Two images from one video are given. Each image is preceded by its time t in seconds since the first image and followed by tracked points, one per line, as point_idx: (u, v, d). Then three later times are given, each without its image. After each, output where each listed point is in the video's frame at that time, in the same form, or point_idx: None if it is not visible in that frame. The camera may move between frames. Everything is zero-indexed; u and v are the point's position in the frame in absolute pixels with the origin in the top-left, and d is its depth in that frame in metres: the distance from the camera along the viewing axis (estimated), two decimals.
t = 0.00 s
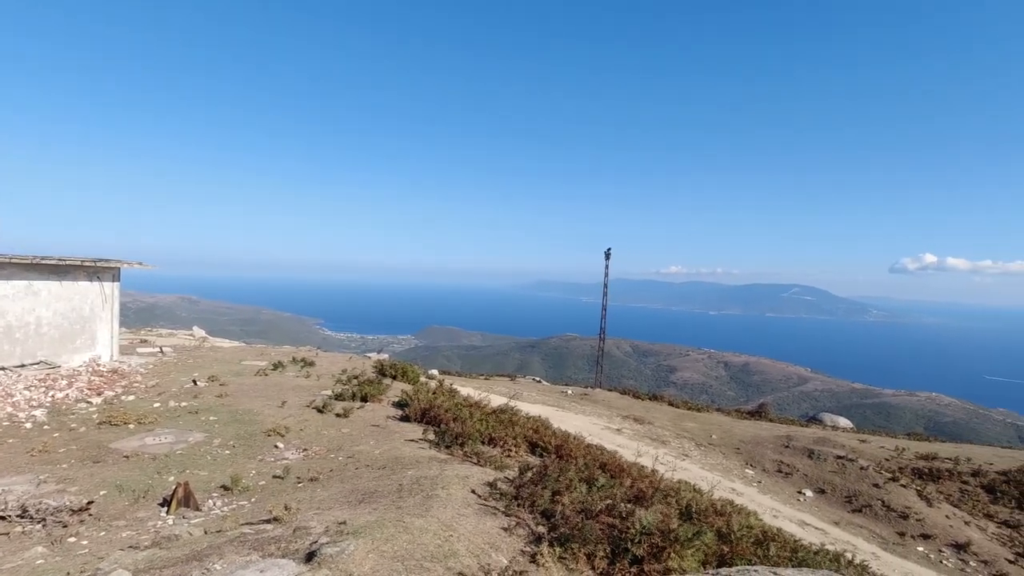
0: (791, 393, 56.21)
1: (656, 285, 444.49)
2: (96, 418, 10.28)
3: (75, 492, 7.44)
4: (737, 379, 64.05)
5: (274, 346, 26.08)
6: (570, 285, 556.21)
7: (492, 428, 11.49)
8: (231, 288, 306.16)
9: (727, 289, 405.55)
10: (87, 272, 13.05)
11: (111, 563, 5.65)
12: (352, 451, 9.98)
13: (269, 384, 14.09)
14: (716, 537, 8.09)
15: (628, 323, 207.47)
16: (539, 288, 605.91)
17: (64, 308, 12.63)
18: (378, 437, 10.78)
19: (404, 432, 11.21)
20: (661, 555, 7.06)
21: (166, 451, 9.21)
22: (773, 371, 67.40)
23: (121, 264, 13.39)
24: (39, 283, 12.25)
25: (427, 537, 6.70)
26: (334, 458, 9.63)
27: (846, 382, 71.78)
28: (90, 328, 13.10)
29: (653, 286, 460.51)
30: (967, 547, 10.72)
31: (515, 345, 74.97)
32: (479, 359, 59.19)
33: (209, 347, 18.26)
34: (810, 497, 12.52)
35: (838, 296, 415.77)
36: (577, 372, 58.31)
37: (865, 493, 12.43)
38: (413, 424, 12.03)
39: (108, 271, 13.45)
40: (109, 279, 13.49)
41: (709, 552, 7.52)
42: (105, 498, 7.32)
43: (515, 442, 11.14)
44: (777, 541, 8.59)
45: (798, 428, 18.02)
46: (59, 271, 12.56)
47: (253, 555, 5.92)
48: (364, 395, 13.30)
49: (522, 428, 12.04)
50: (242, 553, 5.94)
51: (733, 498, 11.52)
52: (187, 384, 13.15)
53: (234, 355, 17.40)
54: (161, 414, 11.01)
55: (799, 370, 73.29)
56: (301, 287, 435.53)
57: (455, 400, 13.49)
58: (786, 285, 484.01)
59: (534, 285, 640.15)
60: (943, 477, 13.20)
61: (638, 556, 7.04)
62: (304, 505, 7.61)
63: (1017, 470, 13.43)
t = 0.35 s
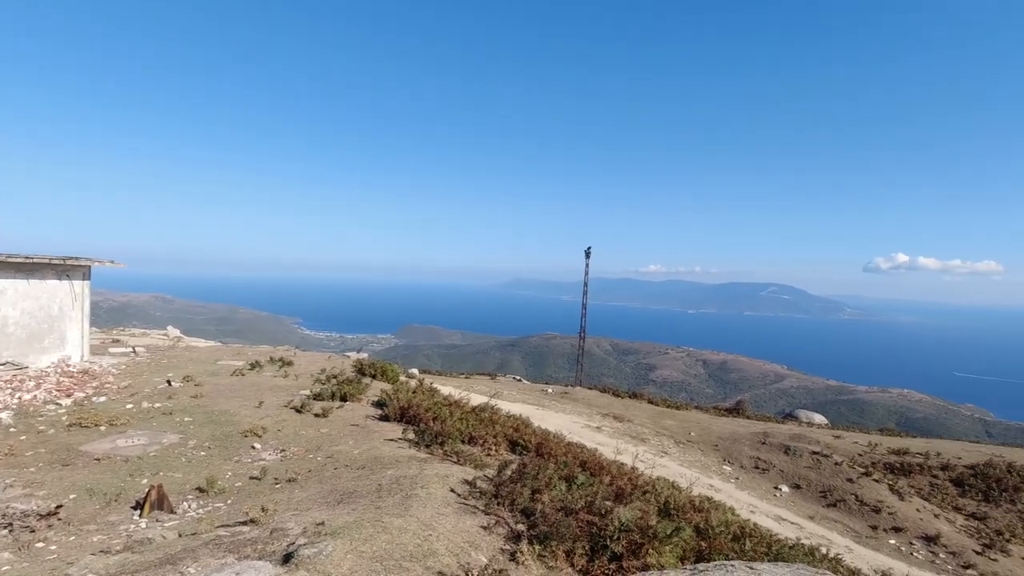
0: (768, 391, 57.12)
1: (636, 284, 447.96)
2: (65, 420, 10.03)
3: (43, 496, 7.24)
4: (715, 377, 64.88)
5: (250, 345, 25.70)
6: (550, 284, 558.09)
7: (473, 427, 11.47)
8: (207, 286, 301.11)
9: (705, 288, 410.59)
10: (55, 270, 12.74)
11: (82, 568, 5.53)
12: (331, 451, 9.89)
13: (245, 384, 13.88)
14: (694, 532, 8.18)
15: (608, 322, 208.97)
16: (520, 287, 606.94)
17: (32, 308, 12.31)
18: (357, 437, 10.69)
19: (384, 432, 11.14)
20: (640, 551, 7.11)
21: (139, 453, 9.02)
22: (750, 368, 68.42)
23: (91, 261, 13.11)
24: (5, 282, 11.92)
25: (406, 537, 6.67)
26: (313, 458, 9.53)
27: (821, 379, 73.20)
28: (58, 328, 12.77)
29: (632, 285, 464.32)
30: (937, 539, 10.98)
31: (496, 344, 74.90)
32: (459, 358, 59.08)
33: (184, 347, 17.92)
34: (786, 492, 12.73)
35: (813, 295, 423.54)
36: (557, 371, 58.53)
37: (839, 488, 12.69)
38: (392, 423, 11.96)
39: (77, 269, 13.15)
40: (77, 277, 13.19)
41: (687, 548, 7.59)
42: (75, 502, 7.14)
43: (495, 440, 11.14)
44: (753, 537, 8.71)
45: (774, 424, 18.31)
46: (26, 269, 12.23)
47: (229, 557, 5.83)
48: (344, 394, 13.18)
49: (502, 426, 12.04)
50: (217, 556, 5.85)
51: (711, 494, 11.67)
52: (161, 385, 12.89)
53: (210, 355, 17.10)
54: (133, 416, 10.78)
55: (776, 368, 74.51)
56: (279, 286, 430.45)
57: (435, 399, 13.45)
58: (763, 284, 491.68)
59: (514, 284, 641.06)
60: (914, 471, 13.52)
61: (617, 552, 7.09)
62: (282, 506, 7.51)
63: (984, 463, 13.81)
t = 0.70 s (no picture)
0: (740, 387, 58.19)
1: (612, 281, 451.73)
2: (25, 423, 9.70)
3: (2, 501, 7.01)
4: (688, 374, 65.89)
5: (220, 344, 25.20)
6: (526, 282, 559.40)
7: (447, 425, 11.44)
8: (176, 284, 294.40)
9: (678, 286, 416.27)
10: (14, 268, 12.33)
11: None
12: (304, 451, 9.75)
13: (215, 384, 13.60)
14: (666, 527, 8.29)
15: (583, 320, 210.42)
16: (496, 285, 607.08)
17: None
18: (331, 436, 10.57)
19: (358, 431, 11.04)
20: (613, 546, 7.19)
21: (103, 456, 8.78)
22: (722, 365, 69.61)
23: (51, 258, 12.73)
24: None
25: (379, 537, 6.61)
26: (285, 459, 9.39)
27: (790, 376, 74.87)
28: (17, 328, 12.35)
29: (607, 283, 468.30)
30: (900, 529, 11.32)
31: (471, 342, 74.81)
32: (435, 356, 58.81)
33: (150, 347, 17.47)
34: (757, 487, 12.97)
35: (783, 293, 432.61)
36: (532, 369, 58.74)
37: (807, 481, 12.98)
38: (366, 422, 11.86)
39: (36, 266, 12.74)
40: (36, 275, 12.79)
41: (659, 542, 7.69)
42: (35, 507, 6.92)
43: (470, 439, 11.13)
44: (724, 530, 8.86)
45: (745, 420, 18.64)
46: None
47: (197, 560, 5.71)
48: (317, 394, 13.02)
49: (477, 424, 12.03)
50: (185, 559, 5.72)
51: (684, 489, 11.84)
52: (127, 386, 12.57)
53: (178, 354, 16.72)
54: (97, 418, 10.48)
55: (747, 365, 76.00)
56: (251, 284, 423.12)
57: (410, 398, 13.36)
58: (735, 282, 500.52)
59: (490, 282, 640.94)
60: (879, 464, 13.91)
61: (591, 547, 7.16)
62: (253, 507, 7.39)
63: (943, 456, 14.29)
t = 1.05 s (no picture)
0: (710, 383, 59.27)
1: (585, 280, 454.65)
2: None
3: None
4: (659, 371, 66.86)
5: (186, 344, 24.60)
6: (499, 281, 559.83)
7: (420, 425, 11.36)
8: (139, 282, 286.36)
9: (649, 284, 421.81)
10: None
11: None
12: (273, 452, 9.58)
13: (181, 385, 13.27)
14: (637, 523, 8.38)
15: (556, 318, 211.63)
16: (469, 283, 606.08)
17: None
18: (301, 437, 10.41)
19: (329, 432, 10.89)
20: (585, 543, 7.24)
21: (62, 461, 8.48)
22: (692, 362, 70.69)
23: (5, 256, 12.23)
24: None
25: (351, 538, 6.53)
26: (254, 461, 9.21)
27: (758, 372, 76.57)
28: None
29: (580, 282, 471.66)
30: (863, 521, 11.65)
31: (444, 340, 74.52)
32: (408, 355, 58.41)
33: (112, 347, 16.96)
34: (726, 482, 13.21)
35: (752, 291, 441.61)
36: (505, 367, 58.82)
37: (775, 475, 13.26)
38: (337, 422, 11.72)
39: None
40: None
41: (630, 537, 7.77)
42: None
43: (443, 438, 11.09)
44: (694, 525, 9.00)
45: (715, 416, 18.96)
46: None
47: (161, 566, 5.55)
48: (286, 394, 12.82)
49: (450, 423, 11.98)
50: (148, 565, 5.56)
51: (655, 485, 11.98)
52: (87, 388, 12.17)
53: (141, 355, 16.26)
54: (55, 421, 10.13)
55: (716, 361, 77.48)
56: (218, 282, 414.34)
57: (382, 397, 13.24)
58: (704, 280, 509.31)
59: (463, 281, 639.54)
60: (843, 457, 14.29)
61: (563, 544, 7.20)
62: (220, 510, 7.23)
63: (903, 449, 14.76)
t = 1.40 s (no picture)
0: (690, 381, 59.88)
1: (568, 279, 456.15)
2: None
3: None
4: (641, 369, 67.37)
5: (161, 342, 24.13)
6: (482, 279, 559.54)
7: (400, 423, 11.30)
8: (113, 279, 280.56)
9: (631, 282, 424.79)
10: None
11: None
12: (251, 452, 9.44)
13: (157, 384, 13.03)
14: (617, 520, 8.43)
15: (539, 316, 211.92)
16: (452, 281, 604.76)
17: None
18: (280, 436, 10.28)
19: (309, 430, 10.78)
20: (564, 540, 7.26)
21: (32, 462, 8.27)
22: (674, 361, 71.30)
23: None
24: None
25: (329, 537, 6.47)
26: (231, 460, 9.07)
27: (737, 369, 77.54)
28: None
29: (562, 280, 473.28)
30: (839, 516, 11.84)
31: (426, 338, 74.22)
32: (390, 353, 58.05)
33: (85, 345, 16.58)
34: (706, 478, 13.34)
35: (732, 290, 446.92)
36: (488, 365, 58.78)
37: (754, 472, 13.42)
38: (317, 421, 11.60)
39: None
40: None
41: (609, 535, 7.80)
42: None
43: (424, 436, 11.04)
44: (673, 521, 9.07)
45: (696, 414, 19.16)
46: None
47: (133, 569, 5.45)
48: (266, 392, 12.67)
49: (431, 422, 11.93)
50: (121, 568, 5.45)
51: (636, 482, 12.05)
52: (59, 387, 11.89)
53: (116, 354, 15.93)
54: (25, 421, 9.87)
55: (697, 359, 78.32)
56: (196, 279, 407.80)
57: (363, 395, 13.15)
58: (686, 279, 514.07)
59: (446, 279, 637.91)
60: (820, 453, 14.52)
61: (543, 542, 7.22)
62: (196, 511, 7.11)
63: (878, 445, 15.04)
